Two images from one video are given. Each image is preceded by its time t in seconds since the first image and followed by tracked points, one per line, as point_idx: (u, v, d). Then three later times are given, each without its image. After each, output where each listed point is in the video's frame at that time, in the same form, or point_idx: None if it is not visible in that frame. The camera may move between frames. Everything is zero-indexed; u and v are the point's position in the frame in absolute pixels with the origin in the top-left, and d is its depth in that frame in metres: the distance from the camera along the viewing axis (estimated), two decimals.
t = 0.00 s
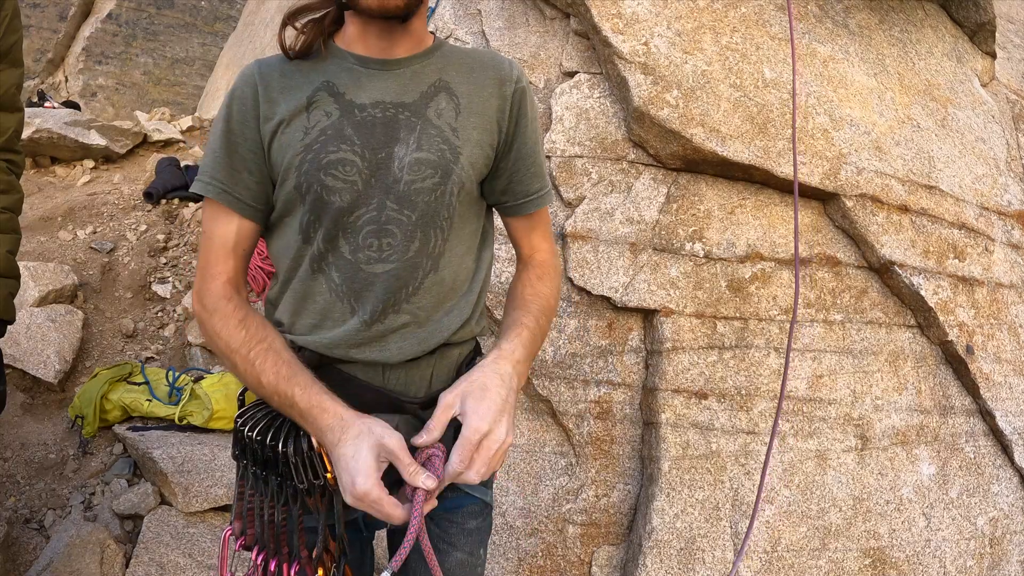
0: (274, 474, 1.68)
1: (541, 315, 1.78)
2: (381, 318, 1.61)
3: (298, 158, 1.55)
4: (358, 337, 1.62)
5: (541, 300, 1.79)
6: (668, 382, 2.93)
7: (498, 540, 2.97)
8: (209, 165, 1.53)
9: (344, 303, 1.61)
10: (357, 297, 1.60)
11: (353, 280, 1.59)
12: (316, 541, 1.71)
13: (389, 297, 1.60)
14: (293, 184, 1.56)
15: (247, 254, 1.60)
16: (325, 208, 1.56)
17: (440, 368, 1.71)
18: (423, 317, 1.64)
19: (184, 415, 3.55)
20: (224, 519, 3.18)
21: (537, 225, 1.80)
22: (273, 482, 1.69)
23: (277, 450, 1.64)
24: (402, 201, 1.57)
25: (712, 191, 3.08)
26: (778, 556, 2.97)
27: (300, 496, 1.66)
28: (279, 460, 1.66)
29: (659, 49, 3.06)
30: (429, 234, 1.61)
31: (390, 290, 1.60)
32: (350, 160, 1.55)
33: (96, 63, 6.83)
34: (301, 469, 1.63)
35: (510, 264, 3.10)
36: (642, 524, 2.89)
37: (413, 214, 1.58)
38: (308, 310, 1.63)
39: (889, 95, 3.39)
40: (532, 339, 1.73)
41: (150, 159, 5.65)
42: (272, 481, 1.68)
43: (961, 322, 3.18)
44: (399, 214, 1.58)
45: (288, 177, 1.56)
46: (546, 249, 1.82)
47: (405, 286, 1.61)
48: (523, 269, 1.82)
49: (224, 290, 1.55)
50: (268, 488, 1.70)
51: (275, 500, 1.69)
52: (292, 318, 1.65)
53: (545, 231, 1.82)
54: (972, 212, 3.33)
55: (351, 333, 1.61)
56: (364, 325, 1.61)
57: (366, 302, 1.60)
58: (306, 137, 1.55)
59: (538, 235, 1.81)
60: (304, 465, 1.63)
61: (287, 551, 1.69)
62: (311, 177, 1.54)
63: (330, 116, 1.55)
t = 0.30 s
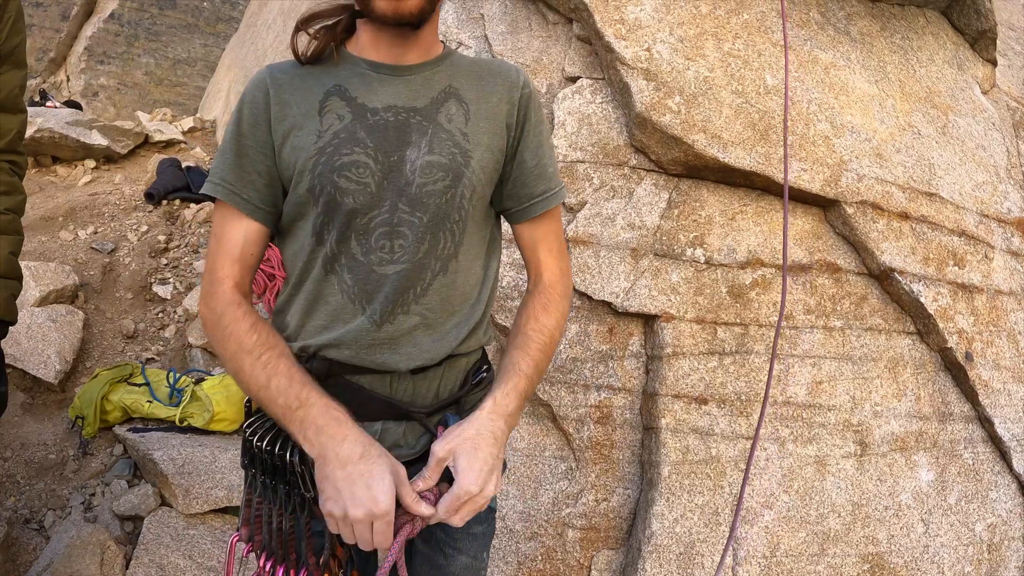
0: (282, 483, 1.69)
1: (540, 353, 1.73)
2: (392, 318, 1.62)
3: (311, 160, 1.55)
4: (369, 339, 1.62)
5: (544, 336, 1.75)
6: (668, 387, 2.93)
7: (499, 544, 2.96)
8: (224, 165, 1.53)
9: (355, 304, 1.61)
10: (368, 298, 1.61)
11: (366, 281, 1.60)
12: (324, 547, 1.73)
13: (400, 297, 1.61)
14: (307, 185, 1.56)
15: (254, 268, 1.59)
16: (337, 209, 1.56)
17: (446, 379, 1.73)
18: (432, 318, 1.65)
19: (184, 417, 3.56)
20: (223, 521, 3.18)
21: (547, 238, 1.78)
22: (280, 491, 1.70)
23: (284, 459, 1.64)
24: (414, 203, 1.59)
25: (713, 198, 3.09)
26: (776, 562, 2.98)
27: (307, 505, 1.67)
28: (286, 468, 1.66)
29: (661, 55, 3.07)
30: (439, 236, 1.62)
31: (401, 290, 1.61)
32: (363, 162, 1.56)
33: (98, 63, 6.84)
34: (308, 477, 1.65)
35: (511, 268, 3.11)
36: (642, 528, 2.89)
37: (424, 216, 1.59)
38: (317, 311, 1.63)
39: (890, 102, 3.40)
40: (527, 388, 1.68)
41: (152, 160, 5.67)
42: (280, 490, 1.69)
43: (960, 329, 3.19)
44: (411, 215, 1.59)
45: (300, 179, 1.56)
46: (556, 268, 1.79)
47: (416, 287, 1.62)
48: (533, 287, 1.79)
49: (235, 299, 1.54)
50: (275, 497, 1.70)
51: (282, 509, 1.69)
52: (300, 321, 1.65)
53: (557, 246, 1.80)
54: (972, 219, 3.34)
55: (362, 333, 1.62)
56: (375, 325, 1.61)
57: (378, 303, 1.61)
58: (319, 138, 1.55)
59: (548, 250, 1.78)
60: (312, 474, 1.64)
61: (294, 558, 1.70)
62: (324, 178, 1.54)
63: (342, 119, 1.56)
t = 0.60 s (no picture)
0: (297, 481, 1.70)
1: (541, 332, 1.69)
2: (402, 322, 1.63)
3: (324, 162, 1.59)
4: (378, 341, 1.63)
5: (546, 318, 1.72)
6: (669, 392, 2.95)
7: (500, 547, 2.97)
8: (240, 161, 1.59)
9: (365, 306, 1.63)
10: (378, 300, 1.63)
11: (375, 284, 1.62)
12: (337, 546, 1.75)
13: (409, 300, 1.63)
14: (319, 187, 1.60)
15: (250, 260, 1.64)
16: (348, 212, 1.59)
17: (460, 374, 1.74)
18: (441, 323, 1.66)
19: (186, 417, 3.57)
20: (224, 521, 3.20)
21: (563, 238, 1.80)
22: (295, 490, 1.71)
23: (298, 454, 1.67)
24: (423, 208, 1.61)
25: (715, 204, 3.11)
26: (775, 566, 2.99)
27: (322, 502, 1.69)
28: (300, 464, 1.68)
29: (664, 62, 3.09)
30: (448, 242, 1.64)
31: (410, 293, 1.63)
32: (375, 166, 1.59)
33: (100, 62, 6.84)
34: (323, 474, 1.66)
35: (514, 272, 3.12)
36: (642, 532, 2.91)
37: (433, 222, 1.62)
38: (327, 313, 1.65)
39: (891, 111, 3.42)
40: (527, 359, 1.62)
41: (154, 160, 5.69)
42: (295, 489, 1.70)
43: (959, 337, 3.21)
44: (420, 220, 1.61)
45: (312, 181, 1.60)
46: (570, 265, 1.80)
47: (425, 291, 1.64)
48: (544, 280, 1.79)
49: (224, 276, 1.58)
50: (290, 496, 1.71)
51: (297, 508, 1.70)
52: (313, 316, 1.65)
53: (573, 247, 1.82)
54: (972, 227, 3.36)
55: (372, 335, 1.63)
56: (385, 327, 1.63)
57: (388, 305, 1.62)
58: (332, 140, 1.59)
59: (563, 248, 1.80)
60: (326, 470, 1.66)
61: (307, 557, 1.71)
62: (335, 179, 1.58)
63: (356, 123, 1.61)
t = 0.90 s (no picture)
0: (310, 489, 1.74)
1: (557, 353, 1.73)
2: (414, 335, 1.64)
3: (340, 174, 1.59)
4: (390, 354, 1.65)
5: (561, 338, 1.75)
6: (672, 402, 2.96)
7: (503, 555, 2.97)
8: (256, 172, 1.60)
9: (377, 320, 1.64)
10: (390, 314, 1.64)
11: (388, 297, 1.63)
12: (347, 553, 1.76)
13: (421, 314, 1.64)
14: (334, 198, 1.60)
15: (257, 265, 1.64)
16: (363, 225, 1.60)
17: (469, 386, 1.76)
18: (452, 337, 1.67)
19: (190, 422, 3.57)
20: (227, 527, 3.20)
21: (567, 253, 1.82)
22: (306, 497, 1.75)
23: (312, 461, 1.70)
24: (438, 223, 1.63)
25: (719, 214, 3.12)
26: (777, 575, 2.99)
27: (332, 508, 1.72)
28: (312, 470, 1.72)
29: (669, 72, 3.10)
30: (462, 258, 1.65)
31: (421, 307, 1.64)
32: (390, 180, 1.60)
33: (103, 64, 6.84)
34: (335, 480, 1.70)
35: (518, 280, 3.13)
36: (645, 541, 2.91)
37: (447, 237, 1.63)
38: (339, 325, 1.65)
39: (895, 121, 3.43)
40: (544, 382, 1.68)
41: (157, 164, 5.70)
42: (307, 496, 1.74)
43: (961, 347, 3.22)
44: (434, 235, 1.63)
45: (328, 193, 1.60)
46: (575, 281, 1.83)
47: (438, 305, 1.65)
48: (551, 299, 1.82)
49: (232, 284, 1.59)
50: (301, 503, 1.74)
51: (308, 515, 1.73)
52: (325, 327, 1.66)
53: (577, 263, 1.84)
54: (974, 238, 3.37)
55: (384, 347, 1.64)
56: (397, 340, 1.64)
57: (400, 319, 1.63)
58: (348, 153, 1.60)
59: (568, 265, 1.82)
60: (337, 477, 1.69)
61: (318, 563, 1.73)
62: (351, 193, 1.59)
63: (373, 136, 1.61)
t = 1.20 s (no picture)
0: (317, 492, 1.73)
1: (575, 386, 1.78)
2: (421, 345, 1.65)
3: (355, 181, 1.60)
4: (398, 361, 1.66)
5: (580, 379, 1.79)
6: (675, 409, 2.97)
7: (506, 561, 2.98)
8: (274, 174, 1.61)
9: (387, 328, 1.65)
10: (398, 322, 1.64)
11: (397, 306, 1.64)
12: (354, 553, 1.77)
13: (430, 325, 1.65)
14: (349, 205, 1.61)
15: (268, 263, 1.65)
16: (375, 234, 1.61)
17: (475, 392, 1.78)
18: (461, 348, 1.69)
19: (192, 426, 3.57)
20: (229, 532, 3.20)
21: (584, 271, 1.82)
22: (314, 500, 1.74)
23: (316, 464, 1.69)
24: (450, 235, 1.64)
25: (723, 222, 3.13)
26: None
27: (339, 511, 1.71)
28: (317, 475, 1.71)
29: (674, 80, 3.11)
30: (473, 270, 1.66)
31: (429, 318, 1.65)
32: (405, 190, 1.61)
33: (107, 67, 6.84)
34: (341, 484, 1.69)
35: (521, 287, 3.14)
36: (647, 548, 2.92)
37: (459, 249, 1.64)
38: (349, 331, 1.67)
39: (897, 130, 3.44)
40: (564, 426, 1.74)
41: (160, 167, 5.72)
42: (315, 499, 1.72)
43: (963, 355, 3.23)
44: (445, 247, 1.64)
45: (343, 200, 1.62)
46: (594, 309, 1.84)
47: (446, 316, 1.66)
48: (572, 326, 1.82)
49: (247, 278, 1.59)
50: (309, 506, 1.74)
51: (315, 516, 1.73)
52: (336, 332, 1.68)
53: (593, 282, 1.84)
54: (976, 246, 3.38)
55: (393, 356, 1.65)
56: (404, 349, 1.65)
57: (408, 328, 1.64)
58: (364, 160, 1.61)
59: (586, 287, 1.82)
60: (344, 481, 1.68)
61: (323, 565, 1.74)
62: (365, 201, 1.60)
63: (389, 145, 1.62)
